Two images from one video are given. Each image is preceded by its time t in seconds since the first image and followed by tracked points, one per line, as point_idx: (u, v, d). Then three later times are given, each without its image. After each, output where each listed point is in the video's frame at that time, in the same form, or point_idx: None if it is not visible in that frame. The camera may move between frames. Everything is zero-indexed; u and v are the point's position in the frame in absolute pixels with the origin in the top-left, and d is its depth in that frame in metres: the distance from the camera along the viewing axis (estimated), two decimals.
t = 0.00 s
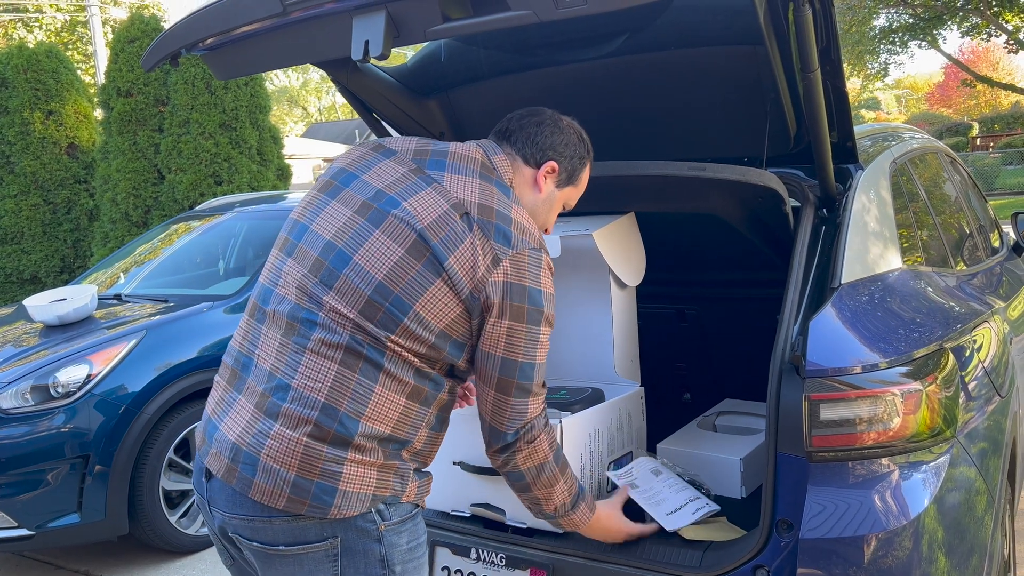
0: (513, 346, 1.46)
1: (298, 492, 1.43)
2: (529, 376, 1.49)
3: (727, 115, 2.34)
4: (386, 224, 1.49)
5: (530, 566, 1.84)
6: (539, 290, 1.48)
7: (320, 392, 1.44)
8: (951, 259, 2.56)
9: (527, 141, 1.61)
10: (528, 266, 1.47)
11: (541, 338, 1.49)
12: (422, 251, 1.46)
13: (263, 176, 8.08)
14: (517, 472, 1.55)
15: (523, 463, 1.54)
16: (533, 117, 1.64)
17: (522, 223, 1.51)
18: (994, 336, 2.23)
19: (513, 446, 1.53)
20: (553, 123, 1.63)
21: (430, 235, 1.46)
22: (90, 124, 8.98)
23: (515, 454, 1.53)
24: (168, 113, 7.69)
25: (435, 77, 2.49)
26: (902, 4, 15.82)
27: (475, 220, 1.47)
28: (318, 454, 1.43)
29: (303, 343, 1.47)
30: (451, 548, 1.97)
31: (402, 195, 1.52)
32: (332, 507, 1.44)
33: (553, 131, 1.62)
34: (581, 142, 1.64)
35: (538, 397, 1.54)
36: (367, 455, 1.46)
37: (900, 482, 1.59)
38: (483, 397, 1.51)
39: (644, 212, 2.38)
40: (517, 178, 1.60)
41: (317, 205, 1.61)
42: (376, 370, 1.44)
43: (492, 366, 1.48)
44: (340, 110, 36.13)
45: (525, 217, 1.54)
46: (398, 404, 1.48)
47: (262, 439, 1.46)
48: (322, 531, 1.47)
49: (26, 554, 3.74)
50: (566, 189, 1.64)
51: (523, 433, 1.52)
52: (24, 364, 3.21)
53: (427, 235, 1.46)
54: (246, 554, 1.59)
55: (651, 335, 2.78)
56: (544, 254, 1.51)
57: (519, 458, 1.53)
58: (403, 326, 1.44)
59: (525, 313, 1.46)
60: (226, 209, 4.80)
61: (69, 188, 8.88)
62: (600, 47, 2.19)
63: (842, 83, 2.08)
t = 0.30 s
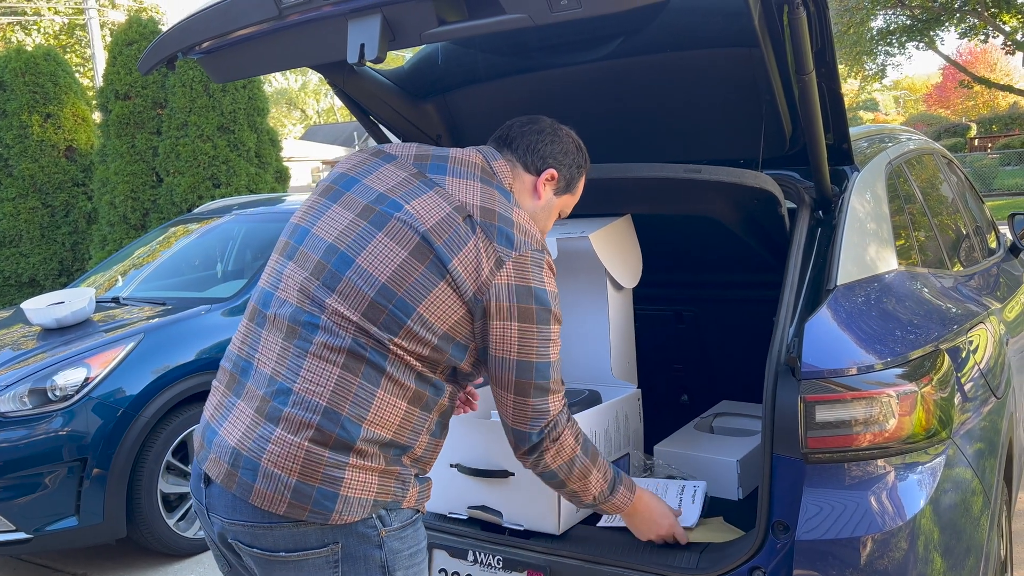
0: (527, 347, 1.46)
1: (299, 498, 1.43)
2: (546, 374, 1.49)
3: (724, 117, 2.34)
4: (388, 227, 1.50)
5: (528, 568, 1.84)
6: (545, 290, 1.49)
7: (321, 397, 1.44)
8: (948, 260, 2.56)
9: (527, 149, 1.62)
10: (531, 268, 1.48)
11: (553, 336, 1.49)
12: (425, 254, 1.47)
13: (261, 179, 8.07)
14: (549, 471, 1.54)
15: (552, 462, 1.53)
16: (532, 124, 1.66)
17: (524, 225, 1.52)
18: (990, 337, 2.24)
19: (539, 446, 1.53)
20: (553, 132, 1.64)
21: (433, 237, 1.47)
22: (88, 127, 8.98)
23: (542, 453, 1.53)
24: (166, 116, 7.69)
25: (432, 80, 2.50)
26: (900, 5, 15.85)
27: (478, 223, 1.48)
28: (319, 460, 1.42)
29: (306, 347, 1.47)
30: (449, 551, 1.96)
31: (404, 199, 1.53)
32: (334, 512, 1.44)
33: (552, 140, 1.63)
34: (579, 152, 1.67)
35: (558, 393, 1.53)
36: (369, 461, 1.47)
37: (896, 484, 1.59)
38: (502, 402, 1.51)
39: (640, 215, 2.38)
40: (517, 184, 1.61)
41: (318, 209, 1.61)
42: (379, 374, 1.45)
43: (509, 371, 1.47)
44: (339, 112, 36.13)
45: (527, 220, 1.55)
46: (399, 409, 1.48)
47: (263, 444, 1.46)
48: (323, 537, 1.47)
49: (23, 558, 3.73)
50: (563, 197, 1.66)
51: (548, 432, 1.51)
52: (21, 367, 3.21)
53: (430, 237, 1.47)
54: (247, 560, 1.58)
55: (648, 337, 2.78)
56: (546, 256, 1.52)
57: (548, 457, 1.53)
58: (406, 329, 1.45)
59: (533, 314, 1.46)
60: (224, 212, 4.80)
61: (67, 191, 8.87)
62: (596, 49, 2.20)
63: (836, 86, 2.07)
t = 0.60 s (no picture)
0: (534, 344, 1.47)
1: (299, 503, 1.43)
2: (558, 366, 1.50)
3: (721, 119, 2.35)
4: (386, 230, 1.50)
5: (526, 570, 1.84)
6: (545, 288, 1.50)
7: (320, 401, 1.44)
8: (945, 261, 2.57)
9: (523, 153, 1.63)
10: (530, 268, 1.49)
11: (558, 331, 1.50)
12: (424, 256, 1.47)
13: (259, 181, 8.07)
14: (575, 462, 1.54)
15: (578, 452, 1.53)
16: (526, 128, 1.67)
17: (522, 226, 1.53)
18: (987, 338, 2.24)
19: (563, 438, 1.52)
20: (547, 136, 1.66)
21: (431, 239, 1.47)
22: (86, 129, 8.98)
23: (566, 445, 1.52)
24: (164, 118, 7.70)
25: (429, 82, 2.50)
26: (897, 6, 15.87)
27: (476, 225, 1.49)
28: (319, 465, 1.43)
29: (303, 352, 1.47)
30: (446, 552, 1.96)
31: (401, 201, 1.53)
32: (334, 518, 1.44)
33: (546, 144, 1.65)
34: (572, 155, 1.69)
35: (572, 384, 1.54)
36: (369, 465, 1.47)
37: (893, 484, 1.60)
38: (518, 399, 1.50)
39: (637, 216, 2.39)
40: (513, 188, 1.62)
41: (313, 213, 1.61)
42: (378, 378, 1.45)
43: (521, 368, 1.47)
44: (337, 114, 36.14)
45: (524, 221, 1.56)
46: (398, 412, 1.48)
47: (261, 450, 1.46)
48: (323, 542, 1.47)
49: (21, 561, 3.73)
50: (555, 200, 1.68)
51: (569, 422, 1.52)
52: (20, 370, 3.21)
53: (428, 239, 1.47)
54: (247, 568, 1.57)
55: (646, 338, 2.79)
56: (543, 255, 1.53)
57: (572, 449, 1.53)
58: (406, 331, 1.45)
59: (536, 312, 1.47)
60: (222, 214, 4.80)
61: (65, 193, 8.87)
62: (593, 51, 2.20)
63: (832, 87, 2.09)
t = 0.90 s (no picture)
0: (526, 313, 1.51)
1: (292, 507, 1.43)
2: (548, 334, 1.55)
3: (719, 121, 2.35)
4: (365, 217, 1.53)
5: (524, 571, 1.84)
6: (529, 255, 1.54)
7: (311, 401, 1.44)
8: (942, 261, 2.57)
9: (501, 146, 1.67)
10: (513, 238, 1.53)
11: (546, 298, 1.55)
12: (406, 236, 1.50)
13: (258, 183, 8.07)
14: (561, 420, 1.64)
15: (564, 412, 1.64)
16: (500, 121, 1.71)
17: (500, 200, 1.59)
18: (985, 338, 2.25)
19: (554, 404, 1.61)
20: (523, 129, 1.70)
21: (411, 218, 1.51)
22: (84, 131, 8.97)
23: (556, 408, 1.61)
24: (162, 120, 7.70)
25: (427, 84, 2.50)
26: (895, 7, 15.89)
27: (454, 200, 1.53)
28: (313, 466, 1.43)
29: (293, 353, 1.47)
30: (444, 554, 1.96)
31: (378, 190, 1.57)
32: (328, 522, 1.44)
33: (523, 138, 1.69)
34: (547, 148, 1.73)
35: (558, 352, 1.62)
36: (363, 467, 1.47)
37: (889, 484, 1.60)
38: (512, 372, 1.55)
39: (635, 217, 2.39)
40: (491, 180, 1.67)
41: (295, 218, 1.65)
42: (367, 375, 1.45)
43: (516, 339, 1.51)
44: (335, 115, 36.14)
45: (503, 199, 1.61)
46: (391, 410, 1.48)
47: (254, 455, 1.46)
48: (319, 548, 1.47)
49: (20, 564, 3.73)
50: (532, 194, 1.73)
51: (559, 386, 1.61)
52: (18, 373, 3.20)
53: (408, 218, 1.51)
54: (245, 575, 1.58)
55: (644, 339, 2.79)
56: (524, 226, 1.58)
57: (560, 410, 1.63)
58: (395, 311, 1.47)
59: (524, 278, 1.51)
60: (221, 216, 4.80)
61: (64, 196, 8.86)
62: (591, 52, 2.20)
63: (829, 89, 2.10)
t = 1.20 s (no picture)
0: (512, 287, 1.51)
1: (292, 506, 1.43)
2: (536, 307, 1.55)
3: (717, 120, 2.35)
4: (344, 211, 1.54)
5: (523, 571, 1.84)
6: (510, 229, 1.55)
7: (305, 400, 1.44)
8: (941, 260, 2.58)
9: (472, 134, 1.69)
10: (492, 214, 1.55)
11: (531, 271, 1.55)
12: (386, 224, 1.51)
13: (257, 184, 8.06)
14: (559, 396, 1.62)
15: (564, 388, 1.63)
16: (468, 109, 1.73)
17: (476, 180, 1.60)
18: (983, 337, 2.25)
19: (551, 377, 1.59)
20: (491, 116, 1.73)
21: (390, 205, 1.52)
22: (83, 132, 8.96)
23: (555, 384, 1.60)
24: (161, 121, 7.70)
25: (426, 84, 2.50)
26: (893, 7, 15.90)
27: (431, 183, 1.55)
28: (311, 464, 1.43)
29: (286, 353, 1.47)
30: (444, 554, 1.96)
31: (355, 183, 1.59)
32: (327, 520, 1.44)
33: (494, 126, 1.71)
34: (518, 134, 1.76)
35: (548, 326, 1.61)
36: (362, 464, 1.46)
37: (889, 483, 1.60)
38: (504, 349, 1.53)
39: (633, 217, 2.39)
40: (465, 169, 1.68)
41: (276, 221, 1.66)
42: (360, 369, 1.45)
43: (504, 313, 1.51)
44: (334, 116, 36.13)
45: (479, 179, 1.63)
46: (386, 403, 1.48)
47: (253, 456, 1.45)
48: (319, 547, 1.47)
49: (20, 565, 3.72)
50: (507, 182, 1.75)
51: (556, 360, 1.59)
52: (17, 374, 3.20)
53: (387, 206, 1.52)
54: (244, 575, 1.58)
55: (643, 339, 2.79)
56: (503, 202, 1.59)
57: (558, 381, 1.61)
58: (383, 299, 1.47)
59: (507, 253, 1.52)
60: (220, 217, 4.80)
61: (63, 197, 8.86)
62: (589, 52, 2.20)
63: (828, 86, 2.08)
